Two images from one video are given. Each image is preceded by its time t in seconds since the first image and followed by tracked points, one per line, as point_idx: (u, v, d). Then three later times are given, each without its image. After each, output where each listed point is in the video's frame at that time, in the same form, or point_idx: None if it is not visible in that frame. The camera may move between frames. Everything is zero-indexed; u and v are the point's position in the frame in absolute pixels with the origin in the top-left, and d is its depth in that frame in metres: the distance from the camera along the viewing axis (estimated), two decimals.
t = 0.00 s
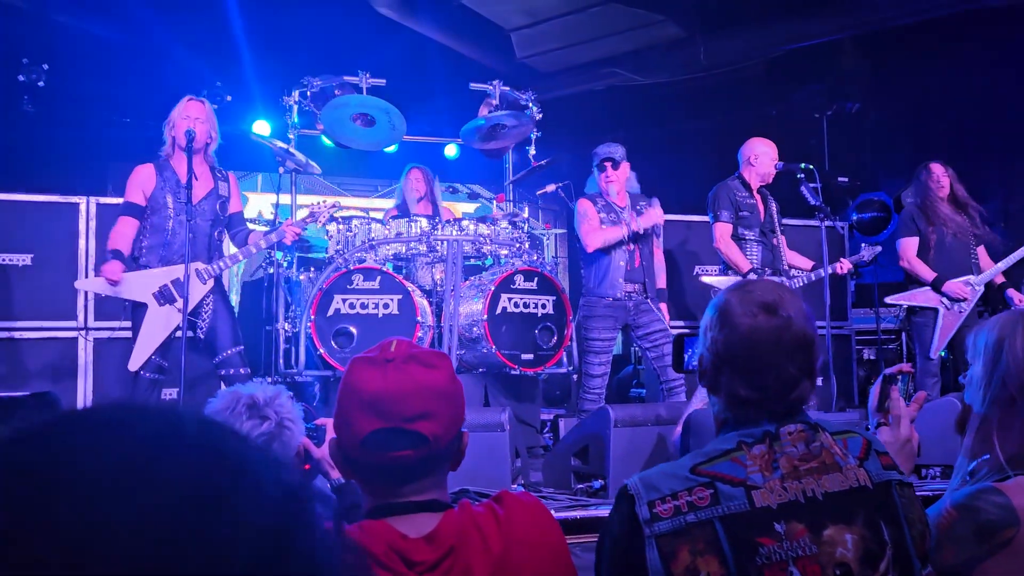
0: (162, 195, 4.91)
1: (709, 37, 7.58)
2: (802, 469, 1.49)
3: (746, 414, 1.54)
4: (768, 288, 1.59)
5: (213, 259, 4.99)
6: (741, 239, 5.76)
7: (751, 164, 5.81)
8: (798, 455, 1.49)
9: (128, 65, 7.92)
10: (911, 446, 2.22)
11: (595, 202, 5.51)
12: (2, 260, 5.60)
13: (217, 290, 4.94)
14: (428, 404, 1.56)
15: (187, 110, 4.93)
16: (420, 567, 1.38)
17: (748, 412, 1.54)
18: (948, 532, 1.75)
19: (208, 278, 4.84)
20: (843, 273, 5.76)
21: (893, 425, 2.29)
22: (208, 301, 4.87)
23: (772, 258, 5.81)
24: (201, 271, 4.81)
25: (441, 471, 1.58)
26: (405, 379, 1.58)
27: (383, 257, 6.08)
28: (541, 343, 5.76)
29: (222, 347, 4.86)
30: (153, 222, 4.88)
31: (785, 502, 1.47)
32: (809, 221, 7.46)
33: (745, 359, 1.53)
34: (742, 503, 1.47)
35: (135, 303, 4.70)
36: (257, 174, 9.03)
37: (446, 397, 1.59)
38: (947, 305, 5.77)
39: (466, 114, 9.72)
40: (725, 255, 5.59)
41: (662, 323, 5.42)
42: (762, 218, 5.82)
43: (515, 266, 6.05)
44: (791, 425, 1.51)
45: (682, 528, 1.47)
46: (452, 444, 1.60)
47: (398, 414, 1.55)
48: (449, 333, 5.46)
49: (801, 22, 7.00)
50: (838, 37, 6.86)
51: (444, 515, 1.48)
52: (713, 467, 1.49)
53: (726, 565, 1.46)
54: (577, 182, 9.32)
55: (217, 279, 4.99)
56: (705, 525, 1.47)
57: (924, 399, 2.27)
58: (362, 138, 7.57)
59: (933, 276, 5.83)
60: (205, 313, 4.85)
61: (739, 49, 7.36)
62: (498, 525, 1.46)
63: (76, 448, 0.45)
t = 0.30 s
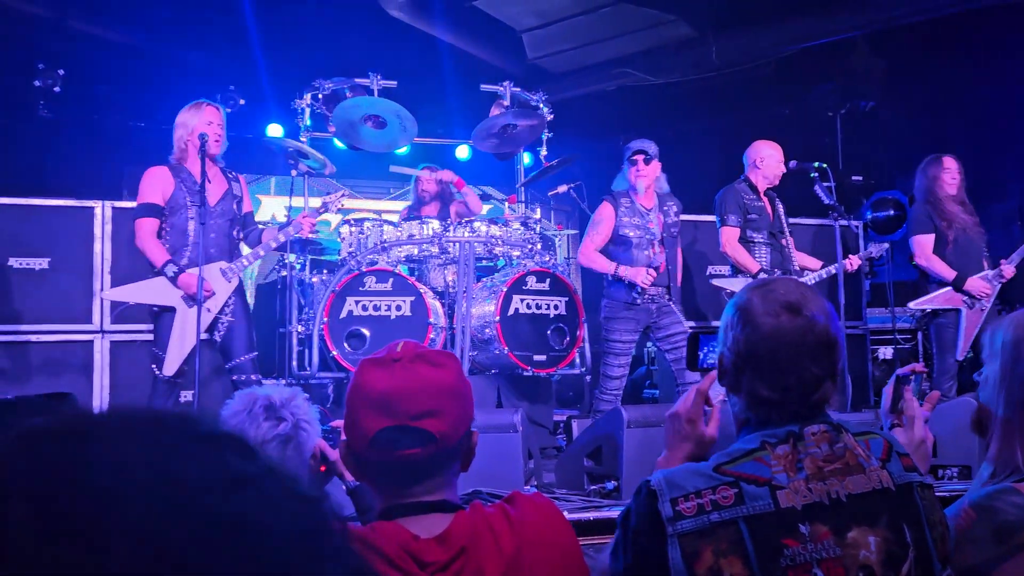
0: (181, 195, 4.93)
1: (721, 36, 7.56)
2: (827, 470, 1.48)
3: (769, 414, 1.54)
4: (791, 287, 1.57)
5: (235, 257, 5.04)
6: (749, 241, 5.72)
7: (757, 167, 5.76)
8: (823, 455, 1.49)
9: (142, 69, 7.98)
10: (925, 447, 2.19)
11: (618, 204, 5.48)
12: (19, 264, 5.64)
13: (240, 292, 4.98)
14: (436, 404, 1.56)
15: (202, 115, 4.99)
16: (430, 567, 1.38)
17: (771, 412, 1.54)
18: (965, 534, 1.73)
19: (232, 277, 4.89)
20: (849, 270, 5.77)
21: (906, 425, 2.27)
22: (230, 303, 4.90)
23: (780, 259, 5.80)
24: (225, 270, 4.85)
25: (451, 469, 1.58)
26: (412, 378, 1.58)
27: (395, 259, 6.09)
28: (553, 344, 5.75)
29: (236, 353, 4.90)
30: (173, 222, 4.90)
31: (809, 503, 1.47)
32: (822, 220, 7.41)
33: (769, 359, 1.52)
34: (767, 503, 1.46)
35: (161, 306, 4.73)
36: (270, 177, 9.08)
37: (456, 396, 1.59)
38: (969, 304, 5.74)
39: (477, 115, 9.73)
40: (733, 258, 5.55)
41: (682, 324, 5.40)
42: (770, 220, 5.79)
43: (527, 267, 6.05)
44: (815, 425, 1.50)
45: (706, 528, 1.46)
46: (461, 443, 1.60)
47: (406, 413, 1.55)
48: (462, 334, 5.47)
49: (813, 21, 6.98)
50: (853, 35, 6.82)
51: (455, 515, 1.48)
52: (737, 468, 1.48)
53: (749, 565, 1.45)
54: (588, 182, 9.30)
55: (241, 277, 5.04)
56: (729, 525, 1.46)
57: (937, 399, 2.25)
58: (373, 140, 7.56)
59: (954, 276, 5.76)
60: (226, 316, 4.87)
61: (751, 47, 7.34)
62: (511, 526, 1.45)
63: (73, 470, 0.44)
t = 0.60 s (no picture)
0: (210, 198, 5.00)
1: (740, 34, 7.53)
2: (850, 469, 1.47)
3: (792, 413, 1.53)
4: (815, 286, 1.56)
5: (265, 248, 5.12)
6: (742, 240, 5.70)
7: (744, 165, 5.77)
8: (846, 455, 1.48)
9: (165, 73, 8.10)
10: (950, 445, 2.17)
11: (652, 205, 5.48)
12: (46, 267, 5.75)
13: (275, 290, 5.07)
14: (453, 405, 1.57)
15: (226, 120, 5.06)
16: (454, 567, 1.38)
17: (793, 412, 1.53)
18: (993, 534, 1.72)
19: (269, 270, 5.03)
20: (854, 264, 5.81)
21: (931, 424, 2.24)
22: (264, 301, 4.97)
23: (774, 256, 5.75)
24: (262, 264, 5.01)
25: (470, 469, 1.59)
26: (429, 378, 1.58)
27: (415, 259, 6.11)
28: (573, 344, 5.76)
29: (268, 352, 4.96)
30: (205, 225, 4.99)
31: (833, 502, 1.46)
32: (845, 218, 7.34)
33: (793, 359, 1.52)
34: (790, 502, 1.45)
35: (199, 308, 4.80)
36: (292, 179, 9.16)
37: (473, 397, 1.59)
38: (995, 304, 5.66)
39: (496, 115, 9.76)
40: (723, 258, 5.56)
41: (706, 323, 5.37)
42: (763, 216, 5.76)
43: (547, 267, 6.05)
44: (839, 425, 1.49)
45: (728, 525, 1.45)
46: (479, 443, 1.60)
47: (422, 413, 1.56)
48: (482, 334, 5.49)
49: (833, 17, 6.93)
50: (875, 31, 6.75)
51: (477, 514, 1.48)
52: (759, 466, 1.48)
53: (771, 562, 1.45)
54: (609, 182, 9.27)
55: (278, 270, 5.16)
56: (751, 523, 1.46)
57: (965, 396, 2.23)
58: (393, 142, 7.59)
59: (979, 277, 5.68)
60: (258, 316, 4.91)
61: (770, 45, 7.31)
62: (532, 526, 1.46)
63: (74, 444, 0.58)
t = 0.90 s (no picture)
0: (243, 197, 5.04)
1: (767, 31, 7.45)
2: (881, 467, 1.45)
3: (823, 411, 1.52)
4: (846, 281, 1.55)
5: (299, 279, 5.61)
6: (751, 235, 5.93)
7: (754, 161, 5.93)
8: (877, 452, 1.46)
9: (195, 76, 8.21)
10: (989, 443, 2.13)
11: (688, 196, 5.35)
12: (80, 267, 5.87)
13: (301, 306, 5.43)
14: (484, 402, 1.57)
15: (275, 165, 5.59)
16: (484, 563, 1.40)
17: (824, 408, 1.51)
18: None
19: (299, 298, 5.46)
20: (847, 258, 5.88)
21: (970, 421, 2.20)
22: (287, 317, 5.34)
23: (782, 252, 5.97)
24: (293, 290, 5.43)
25: (500, 466, 1.58)
26: (462, 376, 1.60)
27: (441, 258, 6.12)
28: (599, 343, 5.74)
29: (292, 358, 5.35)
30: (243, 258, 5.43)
31: (863, 500, 1.44)
32: (875, 216, 7.23)
33: (824, 355, 1.50)
34: (819, 498, 1.44)
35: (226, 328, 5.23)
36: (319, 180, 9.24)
37: (505, 396, 1.60)
38: None
39: (521, 115, 9.76)
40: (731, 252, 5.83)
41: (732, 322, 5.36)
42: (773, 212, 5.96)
43: (573, 266, 6.05)
44: (870, 422, 1.47)
45: (756, 521, 1.45)
46: (510, 442, 1.60)
47: (453, 410, 1.57)
48: (507, 334, 5.49)
49: (862, 12, 6.86)
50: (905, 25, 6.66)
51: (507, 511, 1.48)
52: (789, 463, 1.47)
53: (801, 560, 1.43)
54: (634, 181, 9.22)
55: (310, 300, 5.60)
56: (779, 519, 1.45)
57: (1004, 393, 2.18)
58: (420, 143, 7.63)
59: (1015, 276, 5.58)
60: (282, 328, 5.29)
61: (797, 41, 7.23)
62: (561, 523, 1.46)
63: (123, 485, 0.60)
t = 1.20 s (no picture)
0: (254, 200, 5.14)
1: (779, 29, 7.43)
2: (893, 469, 1.44)
3: (835, 413, 1.51)
4: (857, 282, 1.54)
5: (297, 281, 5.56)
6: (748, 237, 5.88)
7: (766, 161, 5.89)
8: (889, 454, 1.44)
9: (206, 76, 8.25)
10: (1007, 444, 2.11)
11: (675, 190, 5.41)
12: (91, 268, 5.90)
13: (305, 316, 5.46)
14: (497, 407, 1.57)
15: (302, 190, 5.55)
16: (494, 565, 1.38)
17: (836, 409, 1.51)
18: None
19: (294, 306, 5.41)
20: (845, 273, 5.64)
21: (987, 423, 2.17)
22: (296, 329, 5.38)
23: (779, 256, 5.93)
24: (287, 301, 5.39)
25: (514, 471, 1.57)
26: (476, 381, 1.59)
27: (451, 259, 6.13)
28: (609, 344, 5.73)
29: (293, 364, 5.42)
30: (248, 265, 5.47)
31: (875, 502, 1.43)
32: (887, 215, 7.19)
33: (835, 356, 1.50)
34: (831, 501, 1.43)
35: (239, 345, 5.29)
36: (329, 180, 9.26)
37: (519, 400, 1.59)
38: None
39: (530, 115, 9.79)
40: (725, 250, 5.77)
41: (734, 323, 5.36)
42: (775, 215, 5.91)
43: (583, 266, 6.04)
44: (882, 423, 1.46)
45: (767, 523, 1.44)
46: (525, 447, 1.59)
47: (466, 415, 1.57)
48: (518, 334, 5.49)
49: (873, 10, 6.83)
50: (916, 24, 6.63)
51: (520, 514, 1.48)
52: (800, 464, 1.46)
53: (812, 562, 1.42)
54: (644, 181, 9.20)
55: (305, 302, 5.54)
56: (791, 521, 1.43)
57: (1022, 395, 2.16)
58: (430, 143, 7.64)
59: None
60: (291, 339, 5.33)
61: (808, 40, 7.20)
62: (574, 529, 1.45)
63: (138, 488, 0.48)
